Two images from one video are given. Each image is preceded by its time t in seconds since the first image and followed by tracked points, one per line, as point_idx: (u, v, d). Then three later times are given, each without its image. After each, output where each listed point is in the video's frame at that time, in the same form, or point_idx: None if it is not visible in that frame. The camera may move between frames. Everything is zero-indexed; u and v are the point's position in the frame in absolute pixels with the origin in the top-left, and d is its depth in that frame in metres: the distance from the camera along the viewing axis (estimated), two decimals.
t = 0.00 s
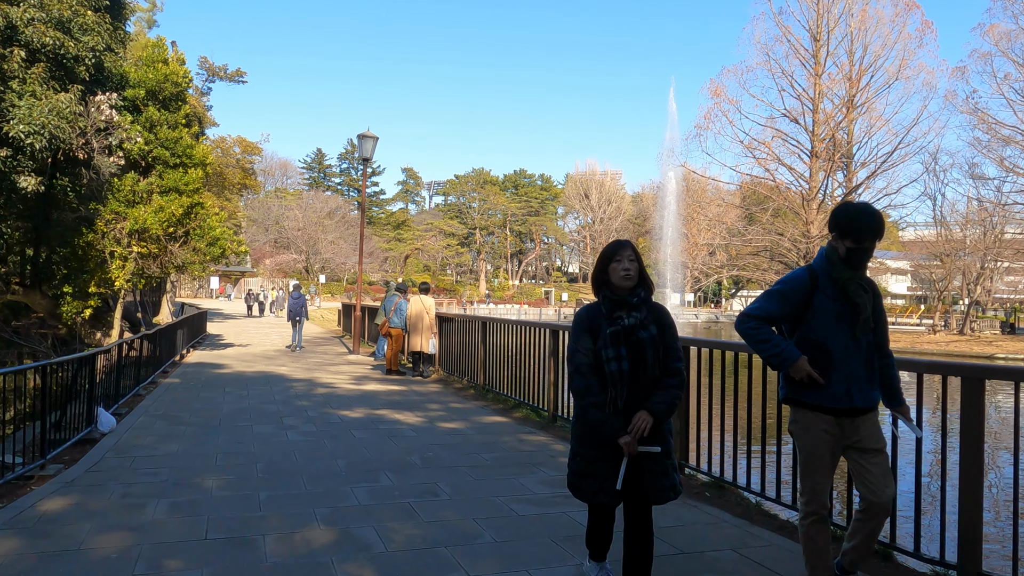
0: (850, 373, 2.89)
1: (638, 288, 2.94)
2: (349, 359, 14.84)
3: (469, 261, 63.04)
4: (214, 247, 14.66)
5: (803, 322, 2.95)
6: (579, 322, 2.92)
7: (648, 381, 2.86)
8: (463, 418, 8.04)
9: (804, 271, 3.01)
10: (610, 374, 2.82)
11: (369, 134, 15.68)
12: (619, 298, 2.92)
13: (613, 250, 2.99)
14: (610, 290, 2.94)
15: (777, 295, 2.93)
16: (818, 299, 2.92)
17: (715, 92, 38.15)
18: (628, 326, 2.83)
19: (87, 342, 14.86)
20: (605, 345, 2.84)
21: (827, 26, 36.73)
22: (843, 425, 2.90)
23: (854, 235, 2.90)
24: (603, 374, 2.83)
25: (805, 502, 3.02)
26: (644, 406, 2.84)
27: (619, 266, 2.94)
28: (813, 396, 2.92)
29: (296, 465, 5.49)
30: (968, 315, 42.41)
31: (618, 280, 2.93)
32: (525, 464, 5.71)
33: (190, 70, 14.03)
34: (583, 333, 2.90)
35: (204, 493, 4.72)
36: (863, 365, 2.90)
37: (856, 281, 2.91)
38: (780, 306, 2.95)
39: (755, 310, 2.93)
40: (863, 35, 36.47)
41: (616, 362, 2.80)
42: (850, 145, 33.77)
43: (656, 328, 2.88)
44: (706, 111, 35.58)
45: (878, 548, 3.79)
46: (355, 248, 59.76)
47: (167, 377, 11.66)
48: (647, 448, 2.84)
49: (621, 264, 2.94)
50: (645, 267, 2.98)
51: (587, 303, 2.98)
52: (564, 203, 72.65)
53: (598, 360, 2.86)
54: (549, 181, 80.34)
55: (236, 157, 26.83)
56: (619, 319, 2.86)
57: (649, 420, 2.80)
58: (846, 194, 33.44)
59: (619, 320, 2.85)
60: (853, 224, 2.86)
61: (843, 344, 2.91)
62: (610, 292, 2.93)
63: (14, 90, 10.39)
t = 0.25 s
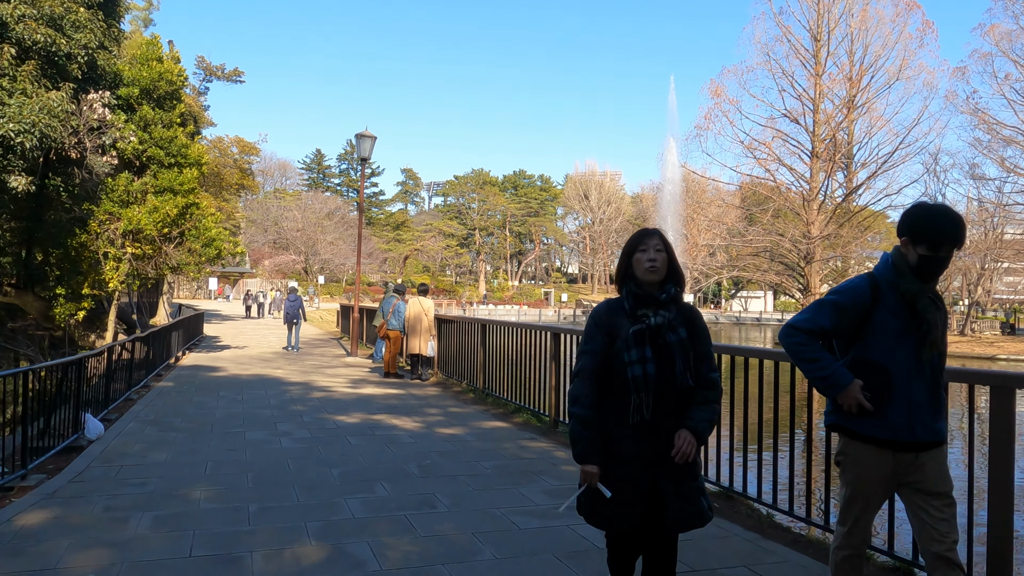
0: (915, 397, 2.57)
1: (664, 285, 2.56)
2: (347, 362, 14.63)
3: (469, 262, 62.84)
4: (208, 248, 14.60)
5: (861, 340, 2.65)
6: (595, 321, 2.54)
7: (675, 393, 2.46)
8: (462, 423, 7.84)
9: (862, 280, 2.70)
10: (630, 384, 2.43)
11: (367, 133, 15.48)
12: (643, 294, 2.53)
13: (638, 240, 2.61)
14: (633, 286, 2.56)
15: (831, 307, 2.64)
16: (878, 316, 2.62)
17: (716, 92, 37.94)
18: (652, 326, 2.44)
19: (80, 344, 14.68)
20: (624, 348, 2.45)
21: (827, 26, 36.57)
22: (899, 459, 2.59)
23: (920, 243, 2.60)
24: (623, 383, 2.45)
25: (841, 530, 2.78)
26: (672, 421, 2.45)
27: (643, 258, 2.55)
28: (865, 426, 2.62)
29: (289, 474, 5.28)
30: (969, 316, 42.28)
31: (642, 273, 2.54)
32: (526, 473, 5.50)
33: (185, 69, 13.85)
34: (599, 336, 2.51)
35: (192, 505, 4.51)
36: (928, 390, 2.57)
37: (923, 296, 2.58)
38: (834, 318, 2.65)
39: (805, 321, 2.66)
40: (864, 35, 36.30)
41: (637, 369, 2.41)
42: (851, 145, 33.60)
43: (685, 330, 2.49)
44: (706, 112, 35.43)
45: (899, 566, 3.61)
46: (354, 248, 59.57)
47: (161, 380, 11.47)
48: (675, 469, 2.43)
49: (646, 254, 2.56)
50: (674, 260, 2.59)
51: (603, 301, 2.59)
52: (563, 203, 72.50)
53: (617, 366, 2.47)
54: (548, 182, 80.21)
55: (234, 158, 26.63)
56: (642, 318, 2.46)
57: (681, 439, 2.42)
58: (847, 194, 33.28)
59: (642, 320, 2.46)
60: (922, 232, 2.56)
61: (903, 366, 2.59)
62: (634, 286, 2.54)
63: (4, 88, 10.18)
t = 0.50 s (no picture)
0: None
1: (692, 283, 2.30)
2: (343, 364, 14.45)
3: (467, 264, 62.70)
4: (203, 248, 14.29)
5: (950, 326, 2.09)
6: (611, 322, 2.31)
7: (699, 409, 2.20)
8: (461, 426, 7.66)
9: (952, 261, 2.17)
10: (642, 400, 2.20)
11: (364, 132, 15.28)
12: (665, 295, 2.27)
13: (664, 231, 2.37)
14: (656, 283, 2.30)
15: (911, 286, 2.11)
16: (968, 301, 2.09)
17: (715, 93, 37.87)
18: (674, 332, 2.18)
19: (72, 347, 14.42)
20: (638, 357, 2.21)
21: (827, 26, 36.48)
22: (1007, 478, 1.99)
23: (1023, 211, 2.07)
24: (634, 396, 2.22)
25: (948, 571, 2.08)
26: (695, 441, 2.20)
27: (667, 251, 2.31)
28: (957, 434, 2.06)
29: (282, 481, 5.09)
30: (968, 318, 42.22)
31: (665, 270, 2.31)
32: (528, 479, 5.32)
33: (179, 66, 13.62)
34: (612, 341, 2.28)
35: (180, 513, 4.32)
36: None
37: None
38: (914, 300, 2.11)
39: (875, 298, 2.12)
40: (863, 35, 36.25)
41: (653, 380, 2.15)
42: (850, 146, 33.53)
43: (713, 336, 2.23)
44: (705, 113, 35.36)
45: None
46: (351, 250, 59.40)
47: (154, 383, 11.25)
48: (696, 494, 2.19)
49: (672, 248, 2.31)
50: (706, 255, 2.35)
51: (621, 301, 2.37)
52: (561, 205, 72.40)
53: (630, 377, 2.24)
54: (546, 183, 80.13)
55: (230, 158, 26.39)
56: (661, 323, 2.21)
57: (705, 462, 2.18)
58: (845, 196, 33.25)
59: (662, 325, 2.20)
60: None
61: (1007, 363, 2.03)
62: (655, 283, 2.30)
63: None
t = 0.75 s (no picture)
0: None
1: (729, 291, 1.99)
2: (340, 366, 14.25)
3: (464, 265, 62.54)
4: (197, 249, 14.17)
5: None
6: (632, 339, 2.02)
7: (739, 444, 1.91)
8: (461, 430, 7.47)
9: None
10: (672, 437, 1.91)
11: (360, 131, 15.09)
12: (697, 308, 1.96)
13: (695, 229, 2.05)
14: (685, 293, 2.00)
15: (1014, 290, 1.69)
16: None
17: (713, 92, 37.69)
18: (707, 354, 1.87)
19: (64, 348, 14.17)
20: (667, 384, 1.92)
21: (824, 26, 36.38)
22: None
23: None
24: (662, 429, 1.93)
25: None
26: (733, 484, 1.91)
27: (698, 254, 2.00)
28: None
29: (276, 489, 4.89)
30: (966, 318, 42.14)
31: (696, 276, 2.00)
32: (531, 486, 5.13)
33: (172, 64, 13.38)
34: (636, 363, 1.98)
35: (168, 524, 4.12)
36: None
37: None
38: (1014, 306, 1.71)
39: (962, 308, 1.70)
40: (861, 35, 36.12)
41: (684, 413, 1.86)
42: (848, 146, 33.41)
43: (755, 357, 1.92)
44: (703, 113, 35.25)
45: None
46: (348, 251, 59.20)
47: (146, 386, 11.04)
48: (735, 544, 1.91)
49: (704, 250, 2.00)
50: (744, 257, 2.05)
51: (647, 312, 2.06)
52: (558, 206, 72.26)
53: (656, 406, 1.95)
54: (543, 183, 80.02)
55: (225, 158, 26.18)
56: (695, 343, 1.90)
57: (744, 508, 1.89)
58: (844, 196, 33.14)
59: (694, 345, 1.89)
60: None
61: None
62: (682, 293, 2.00)
63: None
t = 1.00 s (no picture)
0: None
1: (805, 277, 1.64)
2: (336, 368, 14.03)
3: (461, 265, 62.35)
4: (190, 249, 13.76)
5: None
6: (683, 335, 1.63)
7: (818, 477, 1.56)
8: (459, 435, 7.27)
9: None
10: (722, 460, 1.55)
11: (356, 129, 14.87)
12: (762, 300, 1.62)
13: (765, 199, 1.69)
14: (748, 281, 1.65)
15: None
16: None
17: (711, 92, 37.51)
18: (778, 361, 1.54)
19: (54, 351, 13.96)
20: (720, 397, 1.57)
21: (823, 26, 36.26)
22: None
23: None
24: (709, 453, 1.58)
25: None
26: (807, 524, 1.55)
27: (771, 231, 1.64)
28: None
29: (267, 498, 4.69)
30: (963, 319, 42.07)
31: (767, 259, 1.63)
32: (533, 496, 4.94)
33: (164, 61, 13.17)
34: (683, 365, 1.62)
35: (153, 538, 3.92)
36: None
37: None
38: None
39: None
40: (859, 34, 35.98)
41: (742, 433, 1.52)
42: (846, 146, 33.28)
43: (834, 364, 1.60)
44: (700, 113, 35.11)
45: None
46: (344, 252, 58.94)
47: (137, 388, 10.82)
48: None
49: (776, 226, 1.64)
50: (819, 241, 1.70)
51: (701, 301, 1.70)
52: (555, 206, 72.09)
53: (705, 424, 1.59)
54: (540, 184, 79.86)
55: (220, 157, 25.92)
56: (762, 345, 1.55)
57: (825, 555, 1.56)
58: (841, 197, 33.02)
59: (762, 348, 1.55)
60: None
61: None
62: (746, 284, 1.63)
63: None
